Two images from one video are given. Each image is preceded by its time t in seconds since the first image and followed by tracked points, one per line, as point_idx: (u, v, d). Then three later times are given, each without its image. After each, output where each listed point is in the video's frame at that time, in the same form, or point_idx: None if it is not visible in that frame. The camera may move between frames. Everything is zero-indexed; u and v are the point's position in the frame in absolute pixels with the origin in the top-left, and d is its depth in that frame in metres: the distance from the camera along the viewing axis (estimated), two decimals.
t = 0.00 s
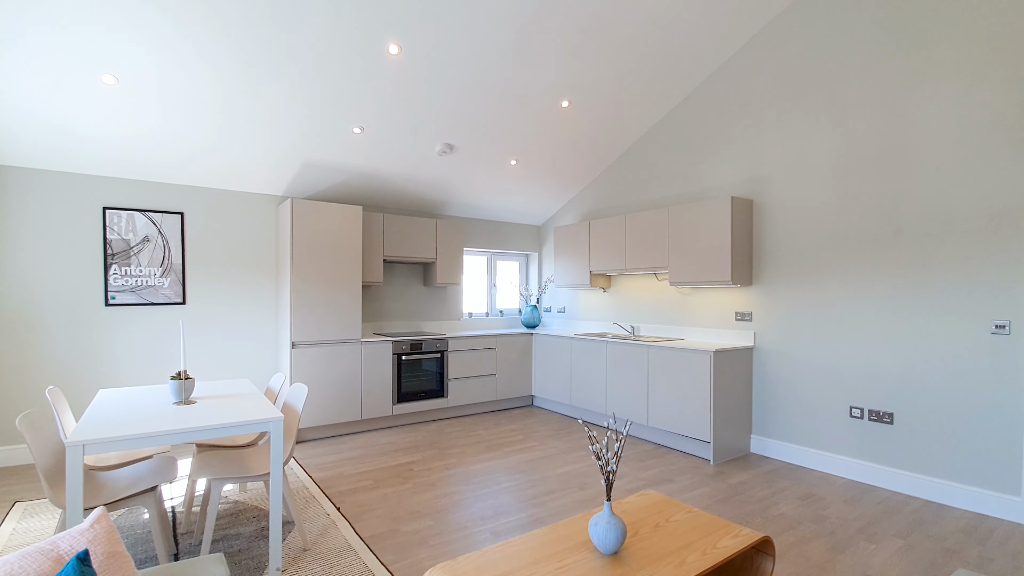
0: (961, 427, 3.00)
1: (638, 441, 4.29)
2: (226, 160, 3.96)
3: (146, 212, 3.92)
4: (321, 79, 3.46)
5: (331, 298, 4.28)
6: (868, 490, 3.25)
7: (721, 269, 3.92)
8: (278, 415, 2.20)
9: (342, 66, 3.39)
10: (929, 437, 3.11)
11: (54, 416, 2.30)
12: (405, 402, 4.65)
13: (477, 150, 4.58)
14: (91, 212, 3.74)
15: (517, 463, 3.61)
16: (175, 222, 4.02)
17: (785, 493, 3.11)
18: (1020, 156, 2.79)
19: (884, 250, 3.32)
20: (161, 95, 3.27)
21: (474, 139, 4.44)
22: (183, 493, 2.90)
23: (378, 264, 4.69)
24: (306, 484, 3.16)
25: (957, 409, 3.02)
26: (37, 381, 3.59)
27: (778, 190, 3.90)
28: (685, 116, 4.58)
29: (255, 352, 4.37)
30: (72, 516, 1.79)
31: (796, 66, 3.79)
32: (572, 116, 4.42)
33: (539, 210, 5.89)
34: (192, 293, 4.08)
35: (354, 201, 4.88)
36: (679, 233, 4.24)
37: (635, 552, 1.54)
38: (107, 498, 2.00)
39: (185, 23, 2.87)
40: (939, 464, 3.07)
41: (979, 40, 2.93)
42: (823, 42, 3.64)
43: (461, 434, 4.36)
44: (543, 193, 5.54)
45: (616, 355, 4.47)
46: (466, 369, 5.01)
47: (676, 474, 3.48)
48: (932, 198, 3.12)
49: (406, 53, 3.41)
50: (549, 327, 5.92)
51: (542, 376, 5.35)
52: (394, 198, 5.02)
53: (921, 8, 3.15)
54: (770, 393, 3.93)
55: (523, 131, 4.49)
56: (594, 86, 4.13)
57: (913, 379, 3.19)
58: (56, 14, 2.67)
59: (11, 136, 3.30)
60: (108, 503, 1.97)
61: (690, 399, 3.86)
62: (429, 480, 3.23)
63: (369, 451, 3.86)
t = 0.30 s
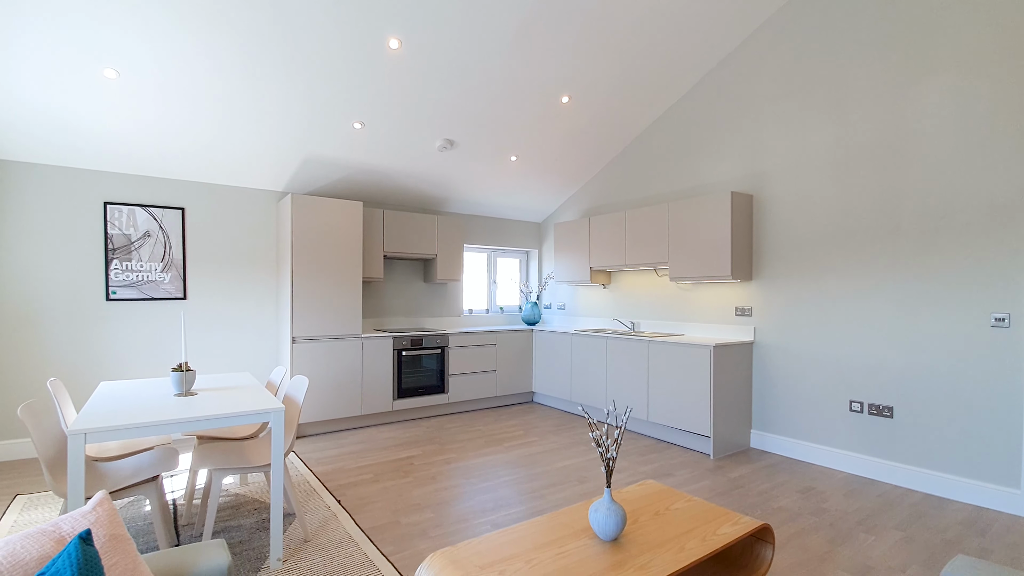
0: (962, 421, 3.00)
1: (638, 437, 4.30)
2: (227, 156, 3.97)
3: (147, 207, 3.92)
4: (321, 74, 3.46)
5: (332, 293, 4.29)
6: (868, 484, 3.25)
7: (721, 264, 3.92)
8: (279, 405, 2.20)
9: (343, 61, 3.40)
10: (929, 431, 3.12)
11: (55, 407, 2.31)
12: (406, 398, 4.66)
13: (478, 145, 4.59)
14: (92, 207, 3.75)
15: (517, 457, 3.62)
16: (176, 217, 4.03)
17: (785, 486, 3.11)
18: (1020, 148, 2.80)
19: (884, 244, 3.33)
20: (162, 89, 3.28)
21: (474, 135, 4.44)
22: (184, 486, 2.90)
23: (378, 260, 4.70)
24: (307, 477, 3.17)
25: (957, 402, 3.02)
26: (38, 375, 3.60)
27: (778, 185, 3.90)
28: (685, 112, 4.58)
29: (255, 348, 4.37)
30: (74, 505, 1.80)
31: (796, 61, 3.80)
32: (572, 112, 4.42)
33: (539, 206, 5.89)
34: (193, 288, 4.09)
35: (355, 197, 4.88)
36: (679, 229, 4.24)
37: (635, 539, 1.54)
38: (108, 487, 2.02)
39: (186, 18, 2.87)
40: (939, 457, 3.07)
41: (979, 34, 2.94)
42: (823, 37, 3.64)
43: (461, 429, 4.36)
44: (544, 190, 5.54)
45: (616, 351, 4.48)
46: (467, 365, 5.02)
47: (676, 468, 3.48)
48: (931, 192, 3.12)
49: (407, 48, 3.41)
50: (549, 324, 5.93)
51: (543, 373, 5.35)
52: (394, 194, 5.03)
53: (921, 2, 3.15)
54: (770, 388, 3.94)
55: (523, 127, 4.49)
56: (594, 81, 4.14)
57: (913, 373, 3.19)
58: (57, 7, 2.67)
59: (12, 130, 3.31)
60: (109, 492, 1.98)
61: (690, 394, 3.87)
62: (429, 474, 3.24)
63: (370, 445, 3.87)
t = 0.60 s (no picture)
0: (962, 414, 3.00)
1: (638, 432, 4.31)
2: (227, 151, 3.97)
3: (148, 202, 3.93)
4: (321, 68, 3.45)
5: (332, 289, 4.29)
6: (868, 478, 3.26)
7: (721, 260, 3.93)
8: (279, 396, 2.21)
9: (343, 55, 3.39)
10: (929, 424, 3.12)
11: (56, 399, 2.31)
12: (406, 394, 4.66)
13: (478, 141, 4.59)
14: (93, 202, 3.76)
15: (517, 452, 3.62)
16: (177, 213, 4.03)
17: (785, 480, 3.12)
18: (1020, 142, 2.80)
19: (883, 238, 3.33)
20: (163, 84, 3.28)
21: (475, 130, 4.44)
22: (184, 479, 2.91)
23: (378, 256, 4.71)
24: (307, 471, 3.17)
25: (957, 396, 3.03)
26: (39, 369, 3.60)
27: (777, 180, 3.91)
28: (685, 108, 4.58)
29: (256, 343, 4.37)
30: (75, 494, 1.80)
31: (796, 56, 3.80)
32: (572, 108, 4.42)
33: (539, 203, 5.90)
34: (193, 283, 4.10)
35: (355, 193, 4.89)
36: (679, 224, 4.25)
37: (636, 526, 1.55)
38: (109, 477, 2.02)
39: (186, 12, 2.87)
40: (939, 451, 3.08)
41: (979, 28, 2.94)
42: (823, 31, 3.64)
43: (462, 425, 4.37)
44: (544, 186, 5.54)
45: (616, 347, 4.48)
46: (467, 361, 5.02)
47: (676, 462, 3.49)
48: (931, 186, 3.13)
49: (407, 42, 3.40)
50: (549, 321, 5.94)
51: (543, 369, 5.36)
52: (394, 190, 5.03)
53: None
54: (770, 383, 3.94)
55: (523, 123, 4.49)
56: (594, 77, 4.14)
57: (912, 367, 3.20)
58: None
59: (13, 124, 3.31)
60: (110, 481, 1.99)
61: (690, 389, 3.87)
62: (429, 468, 3.24)
63: (370, 440, 3.87)
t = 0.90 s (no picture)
0: (962, 407, 3.00)
1: (638, 427, 4.30)
2: (226, 145, 3.96)
3: (148, 196, 3.92)
4: (321, 61, 3.44)
5: (332, 284, 4.29)
6: (868, 471, 3.25)
7: (721, 254, 3.92)
8: (279, 386, 2.21)
9: (343, 48, 3.38)
10: (929, 417, 3.12)
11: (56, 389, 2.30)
12: (406, 389, 4.66)
13: (478, 136, 4.58)
14: (93, 196, 3.76)
15: (517, 446, 3.62)
16: (176, 207, 4.03)
17: (786, 473, 3.12)
18: (1021, 133, 2.80)
19: (883, 231, 3.33)
20: (163, 77, 3.27)
21: (475, 125, 4.43)
22: (184, 472, 2.90)
23: (378, 251, 4.70)
24: (307, 464, 3.17)
25: (957, 388, 3.02)
26: (38, 363, 3.60)
27: (778, 174, 3.90)
28: (685, 102, 4.58)
29: (256, 338, 4.37)
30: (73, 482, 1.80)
31: (796, 50, 3.79)
32: (572, 102, 4.42)
33: (539, 199, 5.89)
34: (193, 278, 4.10)
35: (355, 188, 4.88)
36: (679, 219, 4.24)
37: (635, 512, 1.54)
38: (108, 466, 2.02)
39: (186, 4, 2.86)
40: (939, 444, 3.08)
41: (979, 19, 2.94)
42: (823, 24, 3.63)
43: (461, 420, 4.37)
44: (544, 182, 5.54)
45: (617, 342, 4.48)
46: (467, 356, 5.02)
47: (676, 456, 3.48)
48: (931, 178, 3.12)
49: (407, 35, 3.39)
50: (549, 317, 5.94)
51: (543, 365, 5.36)
52: (395, 185, 5.02)
53: None
54: (770, 378, 3.94)
55: (523, 118, 4.48)
56: (595, 71, 4.13)
57: (913, 360, 3.19)
58: None
59: (12, 116, 3.30)
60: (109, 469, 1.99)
61: (690, 383, 3.87)
62: (429, 461, 3.24)
63: (371, 435, 3.87)
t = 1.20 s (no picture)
0: (963, 401, 3.00)
1: (639, 422, 4.30)
2: (226, 140, 3.96)
3: (148, 191, 3.92)
4: (321, 55, 3.44)
5: (332, 279, 4.28)
6: (869, 466, 3.25)
7: (722, 249, 3.92)
8: (279, 377, 2.21)
9: (343, 43, 3.38)
10: (930, 412, 3.11)
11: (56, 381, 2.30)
12: (406, 384, 4.66)
13: (478, 132, 4.58)
14: (93, 190, 3.75)
15: (518, 441, 3.62)
16: (176, 202, 4.03)
17: (787, 467, 3.11)
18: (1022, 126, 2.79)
19: (884, 226, 3.32)
20: (163, 71, 3.26)
21: (475, 120, 4.43)
22: (184, 466, 2.90)
23: (378, 247, 4.70)
24: (307, 458, 3.17)
25: (958, 382, 3.02)
26: (38, 358, 3.60)
27: (778, 169, 3.90)
28: (685, 98, 4.57)
29: (256, 334, 4.37)
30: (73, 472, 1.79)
31: (797, 44, 3.79)
32: (573, 98, 4.41)
33: (539, 196, 5.89)
34: (193, 273, 4.09)
35: (354, 184, 4.88)
36: (680, 214, 4.24)
37: (636, 501, 1.54)
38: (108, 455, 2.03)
39: None
40: (940, 438, 3.07)
41: (980, 13, 2.93)
42: (824, 19, 3.63)
43: (462, 415, 4.36)
44: (544, 178, 5.54)
45: (617, 337, 4.47)
46: (467, 353, 5.02)
47: (677, 451, 3.48)
48: (932, 172, 3.12)
49: (407, 29, 3.39)
50: (550, 314, 5.93)
51: (543, 361, 5.35)
52: (395, 182, 5.02)
53: None
54: (770, 373, 3.94)
55: (524, 114, 4.48)
56: (595, 66, 4.12)
57: (914, 354, 3.19)
58: None
59: (12, 110, 3.29)
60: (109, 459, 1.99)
61: (690, 378, 3.87)
62: (429, 455, 3.24)
63: (371, 430, 3.87)
